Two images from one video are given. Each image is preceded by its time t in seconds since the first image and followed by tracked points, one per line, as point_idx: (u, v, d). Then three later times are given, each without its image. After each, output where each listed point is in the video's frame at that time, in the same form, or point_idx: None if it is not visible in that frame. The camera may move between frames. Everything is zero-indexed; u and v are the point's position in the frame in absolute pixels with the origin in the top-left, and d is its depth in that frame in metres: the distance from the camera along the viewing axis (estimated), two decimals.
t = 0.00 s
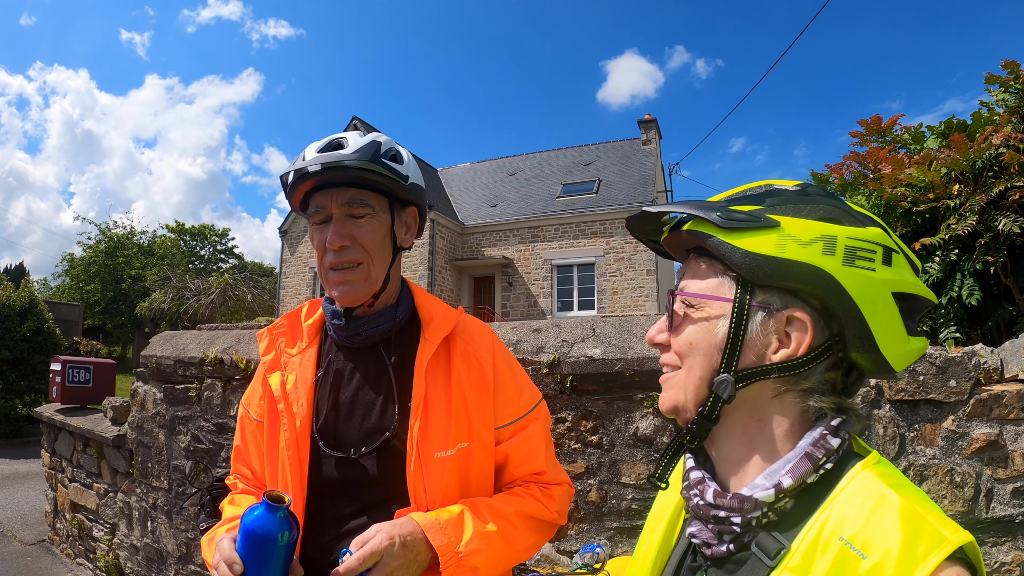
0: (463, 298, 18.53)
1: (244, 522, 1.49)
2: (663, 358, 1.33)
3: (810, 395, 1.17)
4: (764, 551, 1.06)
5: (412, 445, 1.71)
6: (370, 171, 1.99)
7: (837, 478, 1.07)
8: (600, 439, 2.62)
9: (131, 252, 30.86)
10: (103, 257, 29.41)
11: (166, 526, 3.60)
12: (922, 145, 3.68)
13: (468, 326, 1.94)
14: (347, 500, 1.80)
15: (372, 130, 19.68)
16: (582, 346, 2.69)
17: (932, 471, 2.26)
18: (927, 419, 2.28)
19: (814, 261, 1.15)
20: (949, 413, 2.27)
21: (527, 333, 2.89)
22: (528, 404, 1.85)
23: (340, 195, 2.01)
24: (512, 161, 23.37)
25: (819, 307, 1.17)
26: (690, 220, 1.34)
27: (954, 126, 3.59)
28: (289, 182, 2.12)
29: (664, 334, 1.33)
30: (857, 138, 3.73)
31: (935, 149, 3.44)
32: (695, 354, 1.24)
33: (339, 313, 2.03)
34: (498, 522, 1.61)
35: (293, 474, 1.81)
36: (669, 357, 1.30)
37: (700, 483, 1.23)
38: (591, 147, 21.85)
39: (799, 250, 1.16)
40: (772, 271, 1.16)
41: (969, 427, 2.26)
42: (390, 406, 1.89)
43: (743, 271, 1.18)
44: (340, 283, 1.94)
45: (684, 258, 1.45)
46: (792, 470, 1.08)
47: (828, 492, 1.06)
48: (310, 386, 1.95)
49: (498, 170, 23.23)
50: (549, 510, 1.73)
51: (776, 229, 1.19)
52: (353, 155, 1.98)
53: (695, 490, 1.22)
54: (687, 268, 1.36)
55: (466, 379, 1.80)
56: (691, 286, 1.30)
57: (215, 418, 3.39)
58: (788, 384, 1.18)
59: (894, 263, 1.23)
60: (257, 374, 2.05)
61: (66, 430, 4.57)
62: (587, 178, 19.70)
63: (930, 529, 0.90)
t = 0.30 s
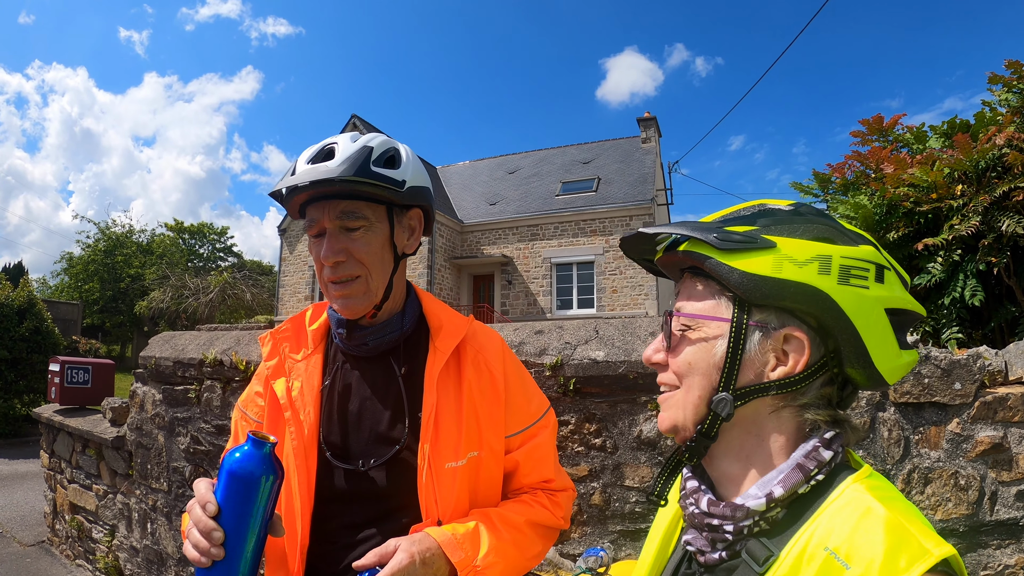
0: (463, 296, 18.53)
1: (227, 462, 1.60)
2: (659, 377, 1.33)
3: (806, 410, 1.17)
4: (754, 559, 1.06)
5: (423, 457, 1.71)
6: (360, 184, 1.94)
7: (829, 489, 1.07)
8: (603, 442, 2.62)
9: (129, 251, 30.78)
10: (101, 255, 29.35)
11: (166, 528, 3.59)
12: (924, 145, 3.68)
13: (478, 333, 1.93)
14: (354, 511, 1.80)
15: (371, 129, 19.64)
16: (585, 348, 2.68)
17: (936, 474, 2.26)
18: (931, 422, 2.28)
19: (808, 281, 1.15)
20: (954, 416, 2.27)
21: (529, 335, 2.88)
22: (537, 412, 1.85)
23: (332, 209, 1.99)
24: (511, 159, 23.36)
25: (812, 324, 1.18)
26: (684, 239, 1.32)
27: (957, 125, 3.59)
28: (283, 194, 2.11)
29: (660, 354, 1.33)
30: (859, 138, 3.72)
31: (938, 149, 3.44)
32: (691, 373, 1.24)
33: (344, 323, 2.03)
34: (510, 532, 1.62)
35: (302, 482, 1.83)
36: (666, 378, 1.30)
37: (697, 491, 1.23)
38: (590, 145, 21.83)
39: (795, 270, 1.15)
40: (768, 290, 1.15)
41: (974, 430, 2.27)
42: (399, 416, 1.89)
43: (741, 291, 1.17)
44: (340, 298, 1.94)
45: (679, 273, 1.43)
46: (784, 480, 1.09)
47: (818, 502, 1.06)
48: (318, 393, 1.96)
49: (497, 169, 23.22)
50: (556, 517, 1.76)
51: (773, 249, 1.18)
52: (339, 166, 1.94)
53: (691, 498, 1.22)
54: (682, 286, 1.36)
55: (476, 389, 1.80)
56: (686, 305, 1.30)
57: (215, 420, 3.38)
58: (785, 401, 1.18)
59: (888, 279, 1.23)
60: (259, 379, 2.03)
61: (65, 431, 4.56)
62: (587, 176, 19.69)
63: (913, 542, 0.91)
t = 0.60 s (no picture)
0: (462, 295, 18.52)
1: (233, 415, 1.61)
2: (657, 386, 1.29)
3: (811, 413, 1.21)
4: (751, 558, 1.06)
5: (427, 459, 1.71)
6: (367, 181, 1.94)
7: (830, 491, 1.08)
8: (603, 443, 2.62)
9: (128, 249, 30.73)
10: (100, 254, 29.32)
11: (165, 528, 3.59)
12: (925, 144, 3.68)
13: (482, 335, 1.93)
14: (357, 514, 1.79)
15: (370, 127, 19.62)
16: (585, 349, 2.68)
17: (937, 475, 2.26)
18: (932, 423, 2.29)
19: (823, 288, 1.16)
20: (954, 417, 2.28)
21: (528, 335, 2.88)
22: (541, 414, 1.86)
23: (339, 207, 1.99)
24: (511, 157, 23.34)
25: (819, 330, 1.20)
26: (688, 243, 1.27)
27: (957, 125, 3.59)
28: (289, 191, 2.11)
29: (659, 360, 1.29)
30: (859, 137, 3.72)
31: (938, 148, 3.44)
32: (701, 383, 1.21)
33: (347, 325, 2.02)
34: (514, 535, 1.62)
35: (303, 483, 1.83)
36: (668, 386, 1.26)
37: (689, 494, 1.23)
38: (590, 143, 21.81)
39: (809, 277, 1.16)
40: (783, 297, 1.15)
41: (975, 431, 2.27)
42: (403, 419, 1.88)
43: (756, 297, 1.15)
44: (345, 299, 1.94)
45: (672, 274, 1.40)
46: (785, 480, 1.08)
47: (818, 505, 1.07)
48: (320, 394, 1.96)
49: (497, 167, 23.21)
50: (559, 520, 1.76)
51: (786, 255, 1.18)
52: (346, 164, 1.94)
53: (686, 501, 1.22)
54: (682, 290, 1.32)
55: (481, 391, 1.81)
56: (690, 310, 1.27)
57: (214, 420, 3.38)
58: (792, 405, 1.20)
59: (885, 286, 1.28)
60: (261, 379, 2.03)
61: (64, 431, 4.55)
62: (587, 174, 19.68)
63: (917, 545, 0.92)
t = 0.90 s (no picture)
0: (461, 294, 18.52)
1: (234, 395, 1.60)
2: (687, 390, 1.17)
3: (802, 419, 1.27)
4: (740, 565, 1.06)
5: (426, 464, 1.70)
6: (382, 172, 1.97)
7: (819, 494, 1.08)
8: (601, 444, 2.62)
9: (126, 248, 30.71)
10: (99, 252, 29.28)
11: (162, 528, 3.59)
12: (925, 143, 3.68)
13: (483, 338, 1.93)
14: (356, 518, 1.79)
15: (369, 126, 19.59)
16: (583, 349, 2.67)
17: (937, 476, 2.25)
18: (932, 424, 2.29)
19: (837, 299, 1.26)
20: (954, 418, 2.28)
21: (526, 335, 2.87)
22: (541, 419, 1.85)
23: (350, 197, 1.99)
24: (510, 156, 23.32)
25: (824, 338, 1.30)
26: (732, 236, 1.22)
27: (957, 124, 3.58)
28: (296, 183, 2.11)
29: (692, 359, 1.17)
30: (859, 135, 3.72)
31: (939, 148, 3.44)
32: (752, 390, 1.16)
33: (347, 323, 2.01)
34: (512, 541, 1.62)
35: (302, 484, 1.84)
36: (705, 392, 1.16)
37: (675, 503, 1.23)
38: (590, 141, 21.79)
39: (828, 289, 1.26)
40: (816, 304, 1.22)
41: (975, 432, 2.27)
42: (402, 421, 1.88)
43: (798, 301, 1.21)
44: (351, 291, 1.91)
45: (687, 265, 1.28)
46: (774, 484, 1.08)
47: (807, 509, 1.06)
48: (318, 396, 1.96)
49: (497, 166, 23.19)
50: (558, 525, 1.76)
51: (818, 265, 1.26)
52: (364, 155, 1.97)
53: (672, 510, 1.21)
54: (710, 287, 1.24)
55: (482, 394, 1.80)
56: (728, 308, 1.21)
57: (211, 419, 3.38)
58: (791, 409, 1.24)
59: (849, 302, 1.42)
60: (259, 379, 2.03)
61: (62, 431, 4.55)
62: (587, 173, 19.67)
63: (907, 545, 0.92)
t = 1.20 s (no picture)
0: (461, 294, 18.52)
1: (221, 392, 1.59)
2: (689, 399, 1.16)
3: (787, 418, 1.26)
4: (731, 568, 1.05)
5: (423, 466, 1.70)
6: (387, 165, 1.99)
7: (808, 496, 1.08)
8: (599, 444, 2.61)
9: (125, 247, 30.68)
10: (97, 252, 29.25)
11: (160, 528, 3.59)
12: (924, 141, 3.68)
13: (483, 339, 1.92)
14: (354, 520, 1.79)
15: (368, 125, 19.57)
16: (581, 348, 2.67)
17: (937, 476, 2.25)
18: (932, 423, 2.28)
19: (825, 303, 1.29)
20: (954, 418, 2.27)
21: (525, 334, 2.87)
22: (542, 422, 1.85)
23: (353, 190, 2.00)
24: (510, 155, 23.32)
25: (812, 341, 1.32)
26: (734, 240, 1.22)
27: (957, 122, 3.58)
28: (300, 175, 2.11)
29: (695, 368, 1.16)
30: (858, 133, 3.71)
31: (938, 146, 3.43)
32: (754, 398, 1.16)
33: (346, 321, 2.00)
34: (509, 547, 1.62)
35: (298, 485, 1.83)
36: (707, 401, 1.15)
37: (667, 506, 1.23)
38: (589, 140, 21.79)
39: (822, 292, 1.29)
40: (809, 308, 1.24)
41: (975, 431, 2.27)
42: (400, 422, 1.87)
43: (795, 306, 1.23)
44: (352, 286, 1.90)
45: (683, 269, 1.27)
46: (763, 487, 1.09)
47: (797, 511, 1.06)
48: (316, 397, 1.96)
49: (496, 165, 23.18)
50: (556, 530, 1.76)
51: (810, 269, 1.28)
52: (369, 148, 1.98)
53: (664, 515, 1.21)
54: (709, 292, 1.23)
55: (481, 397, 1.80)
56: (729, 314, 1.21)
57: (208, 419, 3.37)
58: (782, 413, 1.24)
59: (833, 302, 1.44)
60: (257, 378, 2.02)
61: (59, 430, 4.54)
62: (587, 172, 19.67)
63: (894, 545, 0.91)
